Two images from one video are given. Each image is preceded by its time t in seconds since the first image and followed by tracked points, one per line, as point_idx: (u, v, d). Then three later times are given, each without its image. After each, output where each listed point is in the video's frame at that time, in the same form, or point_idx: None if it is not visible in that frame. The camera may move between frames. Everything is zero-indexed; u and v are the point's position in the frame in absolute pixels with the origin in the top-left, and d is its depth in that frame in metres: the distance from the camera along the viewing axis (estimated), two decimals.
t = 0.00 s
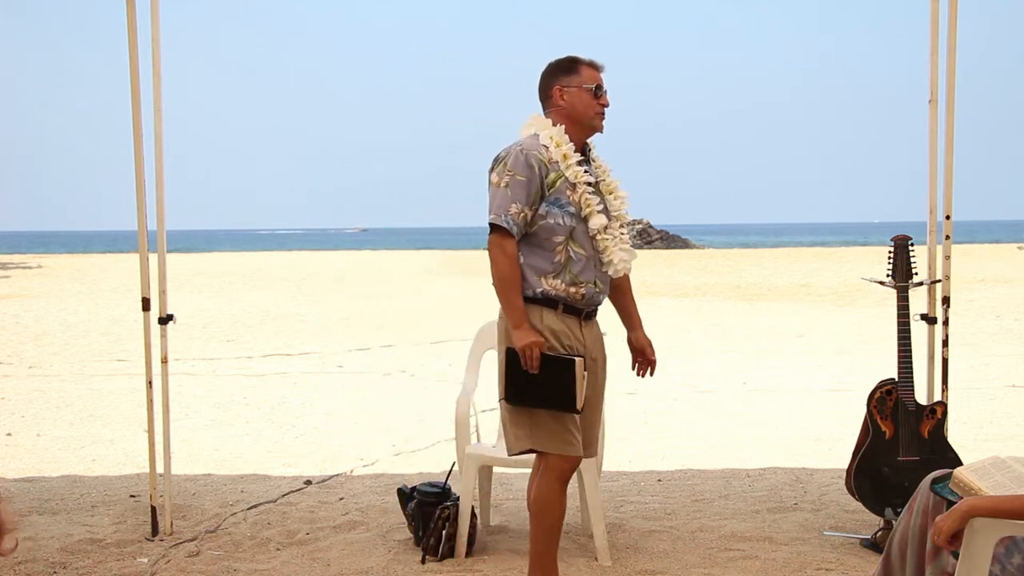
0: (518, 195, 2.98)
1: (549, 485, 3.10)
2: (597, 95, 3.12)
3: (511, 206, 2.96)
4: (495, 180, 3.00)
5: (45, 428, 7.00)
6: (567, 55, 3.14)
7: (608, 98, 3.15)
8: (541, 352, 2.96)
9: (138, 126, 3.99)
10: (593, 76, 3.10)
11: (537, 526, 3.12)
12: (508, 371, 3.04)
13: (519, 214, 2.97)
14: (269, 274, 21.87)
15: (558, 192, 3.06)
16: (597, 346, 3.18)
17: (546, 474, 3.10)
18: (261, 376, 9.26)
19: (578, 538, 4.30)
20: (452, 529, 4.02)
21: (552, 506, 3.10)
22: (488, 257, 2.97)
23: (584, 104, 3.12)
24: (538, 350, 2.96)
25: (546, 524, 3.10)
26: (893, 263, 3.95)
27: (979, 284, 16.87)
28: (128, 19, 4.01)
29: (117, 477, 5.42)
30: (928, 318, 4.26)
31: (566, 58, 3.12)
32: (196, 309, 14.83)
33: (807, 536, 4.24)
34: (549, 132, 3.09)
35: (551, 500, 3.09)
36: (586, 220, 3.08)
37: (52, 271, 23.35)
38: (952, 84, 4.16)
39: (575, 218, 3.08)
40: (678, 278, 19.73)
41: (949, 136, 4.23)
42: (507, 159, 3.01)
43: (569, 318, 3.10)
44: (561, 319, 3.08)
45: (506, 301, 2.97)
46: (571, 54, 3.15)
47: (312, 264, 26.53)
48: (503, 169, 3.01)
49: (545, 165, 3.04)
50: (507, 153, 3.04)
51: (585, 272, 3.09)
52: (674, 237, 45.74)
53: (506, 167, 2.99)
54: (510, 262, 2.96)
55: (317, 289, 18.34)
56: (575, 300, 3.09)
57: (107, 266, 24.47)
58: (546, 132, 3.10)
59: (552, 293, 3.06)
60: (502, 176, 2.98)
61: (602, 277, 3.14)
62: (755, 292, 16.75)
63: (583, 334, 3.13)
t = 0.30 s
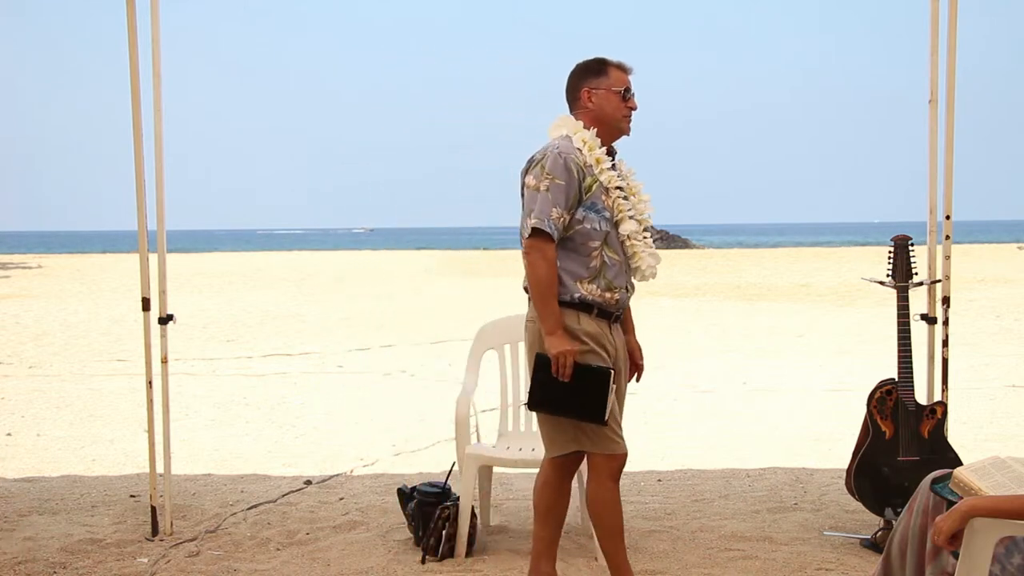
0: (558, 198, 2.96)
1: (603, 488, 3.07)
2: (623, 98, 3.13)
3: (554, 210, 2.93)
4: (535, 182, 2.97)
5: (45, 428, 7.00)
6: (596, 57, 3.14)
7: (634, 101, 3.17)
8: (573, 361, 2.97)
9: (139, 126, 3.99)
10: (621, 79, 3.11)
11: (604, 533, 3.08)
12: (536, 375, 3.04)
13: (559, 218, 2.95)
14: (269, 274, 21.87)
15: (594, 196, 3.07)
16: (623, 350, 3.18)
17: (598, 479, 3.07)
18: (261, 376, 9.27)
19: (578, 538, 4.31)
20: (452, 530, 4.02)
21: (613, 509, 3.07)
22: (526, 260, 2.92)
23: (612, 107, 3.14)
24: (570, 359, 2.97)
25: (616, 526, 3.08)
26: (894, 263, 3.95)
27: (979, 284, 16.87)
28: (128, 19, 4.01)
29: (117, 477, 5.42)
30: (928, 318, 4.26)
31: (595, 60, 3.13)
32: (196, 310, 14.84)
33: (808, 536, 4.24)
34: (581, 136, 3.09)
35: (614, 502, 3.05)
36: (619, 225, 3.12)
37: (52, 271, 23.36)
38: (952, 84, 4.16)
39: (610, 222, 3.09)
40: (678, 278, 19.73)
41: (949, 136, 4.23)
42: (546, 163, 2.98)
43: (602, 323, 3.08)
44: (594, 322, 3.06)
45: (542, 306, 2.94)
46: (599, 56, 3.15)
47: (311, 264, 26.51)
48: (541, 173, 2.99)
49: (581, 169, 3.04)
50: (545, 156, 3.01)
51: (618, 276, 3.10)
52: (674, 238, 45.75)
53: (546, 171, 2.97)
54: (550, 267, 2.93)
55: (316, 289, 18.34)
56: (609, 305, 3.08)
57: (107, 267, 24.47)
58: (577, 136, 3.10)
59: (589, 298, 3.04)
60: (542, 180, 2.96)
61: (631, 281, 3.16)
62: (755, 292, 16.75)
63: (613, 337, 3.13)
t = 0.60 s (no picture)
0: (594, 202, 2.96)
1: (615, 495, 3.09)
2: (648, 92, 3.13)
3: (590, 213, 2.93)
4: (567, 187, 2.98)
5: (44, 428, 7.00)
6: (618, 52, 3.14)
7: (659, 95, 3.16)
8: (607, 368, 2.96)
9: (138, 127, 3.98)
10: (644, 73, 3.11)
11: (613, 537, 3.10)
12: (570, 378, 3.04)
13: (596, 221, 2.96)
14: (269, 274, 21.87)
15: (628, 195, 3.07)
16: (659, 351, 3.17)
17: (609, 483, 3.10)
18: (261, 376, 9.26)
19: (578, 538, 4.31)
20: (452, 529, 4.02)
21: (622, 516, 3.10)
22: (562, 266, 2.93)
23: (638, 101, 3.14)
24: (604, 367, 2.96)
25: (622, 532, 3.10)
26: (894, 263, 3.95)
27: (978, 284, 16.87)
28: (128, 19, 4.01)
29: (117, 477, 5.42)
30: (928, 318, 4.26)
31: (617, 55, 3.13)
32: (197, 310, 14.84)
33: (808, 536, 4.24)
34: (610, 134, 3.09)
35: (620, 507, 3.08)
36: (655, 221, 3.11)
37: (52, 271, 23.37)
38: (952, 84, 4.16)
39: (645, 219, 3.10)
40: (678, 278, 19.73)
41: (949, 137, 4.23)
42: (577, 167, 2.98)
43: (642, 321, 3.10)
44: (628, 321, 3.07)
45: (577, 311, 2.94)
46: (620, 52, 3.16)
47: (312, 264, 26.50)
48: (572, 177, 2.99)
49: (613, 169, 3.04)
50: (574, 160, 3.01)
51: (659, 273, 3.11)
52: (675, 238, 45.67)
53: (577, 175, 2.97)
54: (587, 272, 2.93)
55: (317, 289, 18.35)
56: (652, 302, 3.10)
57: (108, 266, 24.48)
58: (606, 135, 3.09)
59: (632, 298, 3.06)
60: (575, 185, 2.96)
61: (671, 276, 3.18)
62: (756, 292, 16.76)
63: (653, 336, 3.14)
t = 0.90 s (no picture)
0: (617, 207, 2.97)
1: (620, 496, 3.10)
2: (676, 91, 3.10)
3: (613, 219, 2.94)
4: (591, 192, 2.99)
5: (44, 428, 7.00)
6: (646, 50, 3.11)
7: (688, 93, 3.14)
8: (649, 367, 2.94)
9: (138, 127, 3.99)
10: (673, 72, 3.08)
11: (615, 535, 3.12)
12: (618, 389, 3.02)
13: (620, 226, 2.96)
14: (269, 275, 21.87)
15: (651, 200, 3.07)
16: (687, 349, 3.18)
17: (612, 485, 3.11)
18: (261, 376, 9.26)
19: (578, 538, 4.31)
20: (452, 529, 4.01)
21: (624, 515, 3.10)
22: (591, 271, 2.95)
23: (666, 102, 3.11)
24: (645, 366, 2.94)
25: (624, 532, 3.11)
26: (894, 263, 3.95)
27: (978, 284, 16.88)
28: (128, 19, 4.01)
29: (117, 477, 5.42)
30: (928, 318, 4.26)
31: (646, 52, 3.10)
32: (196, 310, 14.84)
33: (808, 536, 4.24)
34: (635, 135, 3.08)
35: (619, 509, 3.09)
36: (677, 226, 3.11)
37: (52, 271, 23.37)
38: (952, 84, 4.16)
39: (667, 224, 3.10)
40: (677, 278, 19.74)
41: (949, 137, 4.23)
42: (601, 171, 2.99)
43: (661, 324, 3.12)
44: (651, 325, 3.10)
45: (613, 316, 2.95)
46: (648, 49, 3.12)
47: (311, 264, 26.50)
48: (597, 181, 3.00)
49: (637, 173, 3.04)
50: (599, 163, 3.02)
51: (680, 278, 3.12)
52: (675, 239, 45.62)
53: (602, 179, 2.98)
54: (616, 276, 2.94)
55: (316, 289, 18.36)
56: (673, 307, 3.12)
57: (107, 267, 24.47)
58: (631, 135, 3.08)
59: (653, 303, 3.08)
60: (600, 190, 2.97)
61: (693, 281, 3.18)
62: (756, 292, 16.76)
63: (675, 337, 3.16)
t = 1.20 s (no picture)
0: (639, 204, 3.02)
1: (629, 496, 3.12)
2: (710, 94, 3.14)
3: (633, 216, 3.00)
4: (615, 188, 3.05)
5: (44, 428, 7.00)
6: (682, 51, 3.16)
7: (723, 96, 3.17)
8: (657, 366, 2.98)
9: (138, 127, 3.98)
10: (708, 74, 3.12)
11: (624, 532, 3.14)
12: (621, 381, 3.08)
13: (641, 224, 3.01)
14: (269, 274, 21.87)
15: (676, 199, 3.11)
16: (709, 349, 3.23)
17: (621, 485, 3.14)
18: (261, 376, 9.27)
19: (578, 538, 4.31)
20: (452, 529, 4.02)
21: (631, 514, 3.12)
22: (609, 267, 3.00)
23: (700, 103, 3.15)
24: (652, 364, 2.97)
25: (630, 532, 3.11)
26: (894, 263, 3.95)
27: (978, 284, 16.87)
28: (128, 20, 4.01)
29: (117, 477, 5.42)
30: (928, 318, 4.26)
31: (681, 53, 3.15)
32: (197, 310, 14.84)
33: (807, 536, 4.24)
34: (665, 134, 3.12)
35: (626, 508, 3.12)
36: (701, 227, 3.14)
37: (52, 271, 23.38)
38: (952, 84, 4.16)
39: (691, 225, 3.13)
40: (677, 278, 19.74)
41: (949, 137, 4.23)
42: (625, 168, 3.04)
43: (684, 323, 3.18)
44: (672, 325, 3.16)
45: (626, 313, 3.00)
46: (684, 51, 3.17)
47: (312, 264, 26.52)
48: (622, 178, 3.05)
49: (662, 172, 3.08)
50: (625, 160, 3.08)
51: (702, 279, 3.15)
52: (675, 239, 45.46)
53: (625, 176, 3.04)
54: (632, 272, 2.99)
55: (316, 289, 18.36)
56: (692, 307, 3.16)
57: (107, 267, 24.47)
58: (660, 134, 3.12)
59: (671, 302, 3.14)
60: (622, 186, 3.03)
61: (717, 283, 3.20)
62: (756, 292, 16.76)
63: (697, 337, 3.20)
